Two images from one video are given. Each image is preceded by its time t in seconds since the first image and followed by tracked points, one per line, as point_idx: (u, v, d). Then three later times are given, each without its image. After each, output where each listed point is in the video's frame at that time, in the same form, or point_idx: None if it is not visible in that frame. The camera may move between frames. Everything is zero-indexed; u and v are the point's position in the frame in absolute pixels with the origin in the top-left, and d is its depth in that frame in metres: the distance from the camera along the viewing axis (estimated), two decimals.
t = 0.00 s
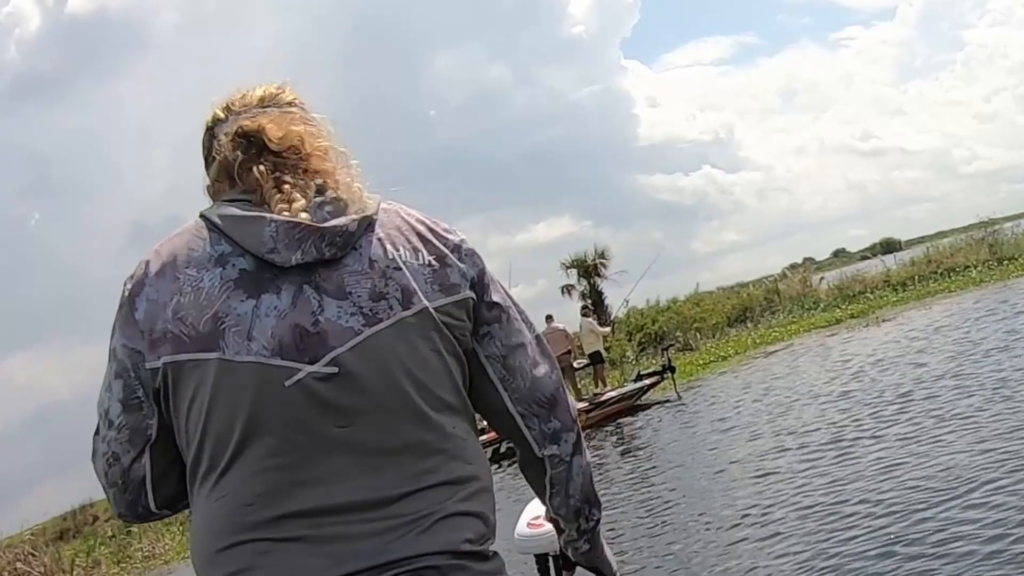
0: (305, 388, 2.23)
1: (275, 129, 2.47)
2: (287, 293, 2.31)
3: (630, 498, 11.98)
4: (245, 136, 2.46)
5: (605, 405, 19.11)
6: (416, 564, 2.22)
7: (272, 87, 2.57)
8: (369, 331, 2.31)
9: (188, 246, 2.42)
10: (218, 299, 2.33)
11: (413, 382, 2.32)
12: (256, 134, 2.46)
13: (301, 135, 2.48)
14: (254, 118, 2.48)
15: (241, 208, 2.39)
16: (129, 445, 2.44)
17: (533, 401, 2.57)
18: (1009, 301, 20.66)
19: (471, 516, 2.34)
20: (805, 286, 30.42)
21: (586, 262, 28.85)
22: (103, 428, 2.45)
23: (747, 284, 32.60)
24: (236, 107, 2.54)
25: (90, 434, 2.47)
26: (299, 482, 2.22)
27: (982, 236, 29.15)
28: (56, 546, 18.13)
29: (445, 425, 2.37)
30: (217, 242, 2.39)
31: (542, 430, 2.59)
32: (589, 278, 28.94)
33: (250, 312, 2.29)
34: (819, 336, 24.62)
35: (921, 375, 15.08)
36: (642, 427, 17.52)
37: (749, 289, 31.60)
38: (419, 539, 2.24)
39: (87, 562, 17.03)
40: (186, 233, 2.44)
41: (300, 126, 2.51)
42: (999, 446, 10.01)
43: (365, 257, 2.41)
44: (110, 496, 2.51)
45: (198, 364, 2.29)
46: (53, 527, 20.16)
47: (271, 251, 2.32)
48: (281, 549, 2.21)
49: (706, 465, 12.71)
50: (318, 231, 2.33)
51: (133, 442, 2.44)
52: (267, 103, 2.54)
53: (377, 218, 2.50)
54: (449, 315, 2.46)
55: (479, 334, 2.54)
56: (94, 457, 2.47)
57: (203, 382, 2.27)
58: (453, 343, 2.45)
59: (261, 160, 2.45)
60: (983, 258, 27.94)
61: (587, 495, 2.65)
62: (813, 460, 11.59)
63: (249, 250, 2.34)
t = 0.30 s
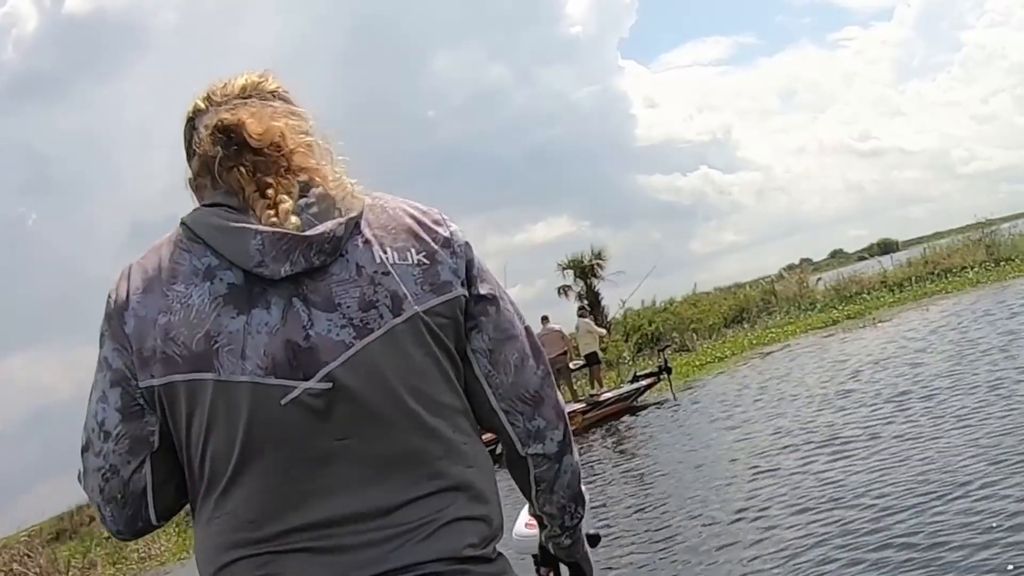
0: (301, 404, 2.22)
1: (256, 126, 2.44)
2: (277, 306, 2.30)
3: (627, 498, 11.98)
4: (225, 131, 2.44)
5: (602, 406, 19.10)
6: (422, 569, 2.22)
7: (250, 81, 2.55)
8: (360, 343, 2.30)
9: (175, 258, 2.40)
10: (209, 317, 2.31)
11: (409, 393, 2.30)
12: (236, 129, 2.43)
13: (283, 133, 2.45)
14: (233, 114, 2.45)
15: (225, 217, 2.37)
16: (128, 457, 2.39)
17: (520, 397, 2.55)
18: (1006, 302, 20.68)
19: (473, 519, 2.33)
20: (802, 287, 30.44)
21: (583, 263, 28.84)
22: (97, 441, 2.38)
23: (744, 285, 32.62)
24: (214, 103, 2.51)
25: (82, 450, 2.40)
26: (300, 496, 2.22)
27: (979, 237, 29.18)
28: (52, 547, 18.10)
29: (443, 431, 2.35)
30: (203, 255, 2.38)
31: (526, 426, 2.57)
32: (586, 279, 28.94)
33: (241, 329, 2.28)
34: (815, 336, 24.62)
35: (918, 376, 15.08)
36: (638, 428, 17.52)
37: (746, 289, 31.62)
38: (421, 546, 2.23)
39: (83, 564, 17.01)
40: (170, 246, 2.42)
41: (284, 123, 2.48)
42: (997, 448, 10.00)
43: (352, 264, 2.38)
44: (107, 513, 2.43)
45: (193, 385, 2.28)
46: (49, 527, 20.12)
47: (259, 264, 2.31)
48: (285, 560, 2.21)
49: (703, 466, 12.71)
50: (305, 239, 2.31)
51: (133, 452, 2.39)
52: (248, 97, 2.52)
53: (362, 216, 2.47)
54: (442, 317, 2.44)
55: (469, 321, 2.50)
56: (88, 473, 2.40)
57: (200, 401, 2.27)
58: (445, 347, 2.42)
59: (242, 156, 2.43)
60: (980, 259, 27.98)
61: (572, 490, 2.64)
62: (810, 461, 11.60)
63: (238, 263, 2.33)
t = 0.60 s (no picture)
0: (313, 425, 2.20)
1: (259, 138, 2.34)
2: (287, 325, 2.26)
3: (626, 501, 11.97)
4: (226, 142, 2.34)
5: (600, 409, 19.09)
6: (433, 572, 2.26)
7: (245, 70, 2.41)
8: (373, 363, 2.27)
9: (177, 273, 2.33)
10: (218, 336, 2.26)
11: (420, 412, 2.29)
12: (237, 139, 2.34)
13: (288, 145, 2.36)
14: (234, 121, 2.35)
15: (233, 234, 2.32)
16: (137, 471, 2.32)
17: (515, 409, 2.61)
18: (1005, 304, 20.70)
19: (480, 525, 2.36)
20: (801, 289, 30.45)
21: (581, 265, 28.83)
22: (103, 454, 2.31)
23: (742, 287, 32.64)
24: (210, 97, 2.39)
25: (87, 464, 2.32)
26: (311, 512, 2.23)
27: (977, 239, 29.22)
28: (49, 550, 18.04)
29: (452, 443, 2.34)
30: (209, 271, 2.32)
31: (517, 432, 2.64)
32: (584, 281, 28.93)
33: (252, 348, 2.24)
34: (814, 339, 24.63)
35: (916, 378, 15.09)
36: (636, 431, 17.51)
37: (745, 292, 31.63)
38: (428, 552, 2.27)
39: (81, 566, 16.97)
40: (170, 260, 2.35)
41: (287, 131, 2.38)
42: (997, 450, 10.01)
43: (364, 281, 2.35)
44: (114, 526, 2.35)
45: (203, 406, 2.24)
46: (47, 530, 20.05)
47: (270, 285, 2.27)
48: (293, 567, 2.22)
49: (701, 469, 12.71)
50: (315, 258, 2.29)
51: (140, 467, 2.32)
52: (244, 94, 2.40)
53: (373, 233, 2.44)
54: (453, 335, 2.43)
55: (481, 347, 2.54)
56: (95, 487, 2.32)
57: (210, 420, 2.23)
58: (457, 365, 2.42)
59: (245, 168, 2.35)
60: (979, 261, 27.99)
61: (555, 473, 2.75)
62: (809, 463, 11.60)
63: (246, 283, 2.29)
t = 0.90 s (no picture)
0: (345, 429, 2.20)
1: (296, 158, 2.32)
2: (323, 330, 2.25)
3: (628, 507, 11.94)
4: (261, 159, 2.33)
5: (601, 415, 19.04)
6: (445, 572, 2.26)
7: (273, 80, 2.35)
8: (405, 370, 2.29)
9: (214, 268, 2.30)
10: (256, 336, 2.23)
11: (446, 418, 2.31)
12: (272, 157, 2.32)
13: (323, 165, 2.35)
14: (269, 137, 2.32)
15: (271, 239, 2.30)
16: (159, 462, 2.24)
17: (523, 425, 2.63)
18: (1007, 310, 20.68)
19: (492, 526, 2.37)
20: (802, 295, 30.43)
21: (583, 271, 28.82)
22: (125, 444, 2.23)
23: (744, 293, 32.62)
24: (239, 105, 2.34)
25: (106, 453, 2.24)
26: (329, 515, 2.21)
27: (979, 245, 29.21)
28: (51, 556, 18.01)
29: (468, 451, 2.35)
30: (247, 272, 2.29)
31: (523, 446, 2.65)
32: (585, 287, 28.92)
33: (289, 350, 2.22)
34: (815, 345, 24.60)
35: (919, 384, 15.07)
36: (637, 437, 17.49)
37: (746, 297, 31.61)
38: (442, 553, 2.27)
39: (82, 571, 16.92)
40: (208, 256, 2.31)
41: (322, 149, 2.36)
42: (998, 455, 10.00)
43: (399, 292, 2.37)
44: (128, 519, 2.25)
45: (236, 404, 2.20)
46: (48, 535, 20.02)
47: (312, 290, 2.26)
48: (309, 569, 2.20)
49: (703, 475, 12.68)
50: (355, 267, 2.30)
51: (163, 458, 2.24)
52: (273, 105, 2.35)
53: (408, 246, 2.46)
54: (473, 349, 2.45)
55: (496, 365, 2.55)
56: (113, 477, 2.23)
57: (242, 420, 2.20)
58: (476, 377, 2.44)
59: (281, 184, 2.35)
60: (980, 267, 27.97)
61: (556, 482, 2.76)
62: (811, 469, 11.59)
63: (287, 285, 2.27)
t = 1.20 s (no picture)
0: (388, 413, 2.39)
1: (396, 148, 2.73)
2: (371, 317, 2.45)
3: (628, 511, 12.01)
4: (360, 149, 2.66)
5: (598, 421, 19.01)
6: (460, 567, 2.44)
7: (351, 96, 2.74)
8: (442, 363, 2.52)
9: (266, 250, 2.42)
10: (309, 317, 2.37)
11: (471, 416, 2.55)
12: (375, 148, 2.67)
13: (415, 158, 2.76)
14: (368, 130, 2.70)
15: (329, 227, 2.48)
16: (192, 436, 2.28)
17: (535, 431, 2.86)
18: (1004, 315, 20.74)
19: (501, 525, 2.58)
20: (801, 301, 30.47)
21: (581, 277, 28.85)
22: (159, 415, 2.26)
23: (742, 298, 32.65)
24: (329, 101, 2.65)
25: (139, 424, 2.27)
26: (360, 499, 2.36)
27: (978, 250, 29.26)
28: (50, 561, 17.99)
29: (482, 451, 2.57)
30: (301, 257, 2.44)
31: (535, 457, 2.87)
32: (584, 293, 28.95)
33: (341, 333, 2.39)
34: (813, 350, 24.64)
35: (917, 389, 15.16)
36: (636, 442, 17.55)
37: (745, 303, 31.64)
38: (460, 546, 2.45)
39: None
40: (261, 238, 2.43)
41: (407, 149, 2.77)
42: (994, 459, 10.11)
43: (439, 292, 2.63)
44: (154, 491, 2.27)
45: (285, 378, 2.31)
46: (47, 540, 20.00)
47: (373, 279, 2.47)
48: (337, 555, 2.33)
49: (702, 479, 12.76)
50: (412, 261, 2.55)
51: (196, 431, 2.27)
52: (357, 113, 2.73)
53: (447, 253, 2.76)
54: (494, 351, 2.71)
55: (510, 370, 2.80)
56: (144, 448, 2.26)
57: (290, 395, 2.31)
58: (494, 376, 2.69)
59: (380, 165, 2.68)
60: (979, 272, 28.03)
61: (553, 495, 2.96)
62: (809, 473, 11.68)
63: (342, 272, 2.45)
